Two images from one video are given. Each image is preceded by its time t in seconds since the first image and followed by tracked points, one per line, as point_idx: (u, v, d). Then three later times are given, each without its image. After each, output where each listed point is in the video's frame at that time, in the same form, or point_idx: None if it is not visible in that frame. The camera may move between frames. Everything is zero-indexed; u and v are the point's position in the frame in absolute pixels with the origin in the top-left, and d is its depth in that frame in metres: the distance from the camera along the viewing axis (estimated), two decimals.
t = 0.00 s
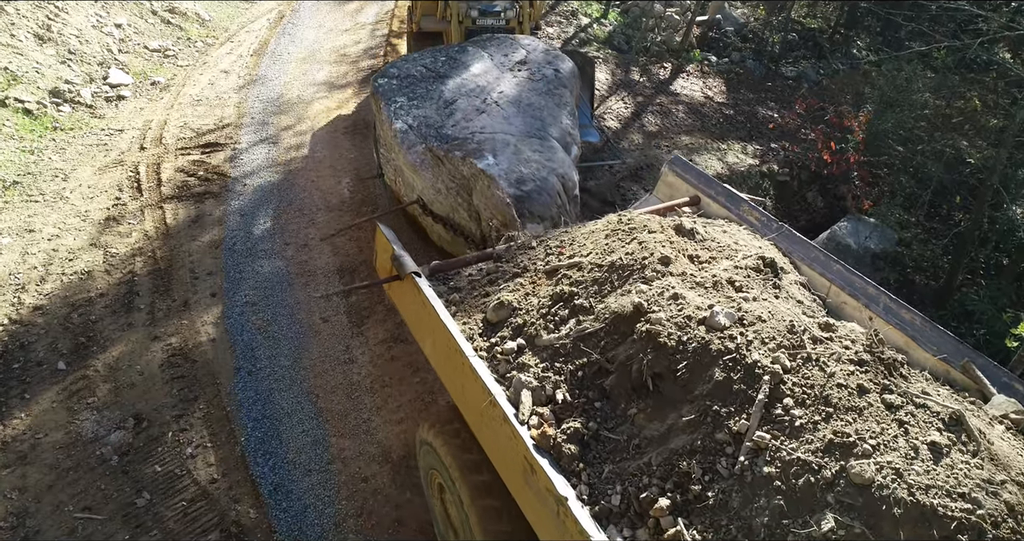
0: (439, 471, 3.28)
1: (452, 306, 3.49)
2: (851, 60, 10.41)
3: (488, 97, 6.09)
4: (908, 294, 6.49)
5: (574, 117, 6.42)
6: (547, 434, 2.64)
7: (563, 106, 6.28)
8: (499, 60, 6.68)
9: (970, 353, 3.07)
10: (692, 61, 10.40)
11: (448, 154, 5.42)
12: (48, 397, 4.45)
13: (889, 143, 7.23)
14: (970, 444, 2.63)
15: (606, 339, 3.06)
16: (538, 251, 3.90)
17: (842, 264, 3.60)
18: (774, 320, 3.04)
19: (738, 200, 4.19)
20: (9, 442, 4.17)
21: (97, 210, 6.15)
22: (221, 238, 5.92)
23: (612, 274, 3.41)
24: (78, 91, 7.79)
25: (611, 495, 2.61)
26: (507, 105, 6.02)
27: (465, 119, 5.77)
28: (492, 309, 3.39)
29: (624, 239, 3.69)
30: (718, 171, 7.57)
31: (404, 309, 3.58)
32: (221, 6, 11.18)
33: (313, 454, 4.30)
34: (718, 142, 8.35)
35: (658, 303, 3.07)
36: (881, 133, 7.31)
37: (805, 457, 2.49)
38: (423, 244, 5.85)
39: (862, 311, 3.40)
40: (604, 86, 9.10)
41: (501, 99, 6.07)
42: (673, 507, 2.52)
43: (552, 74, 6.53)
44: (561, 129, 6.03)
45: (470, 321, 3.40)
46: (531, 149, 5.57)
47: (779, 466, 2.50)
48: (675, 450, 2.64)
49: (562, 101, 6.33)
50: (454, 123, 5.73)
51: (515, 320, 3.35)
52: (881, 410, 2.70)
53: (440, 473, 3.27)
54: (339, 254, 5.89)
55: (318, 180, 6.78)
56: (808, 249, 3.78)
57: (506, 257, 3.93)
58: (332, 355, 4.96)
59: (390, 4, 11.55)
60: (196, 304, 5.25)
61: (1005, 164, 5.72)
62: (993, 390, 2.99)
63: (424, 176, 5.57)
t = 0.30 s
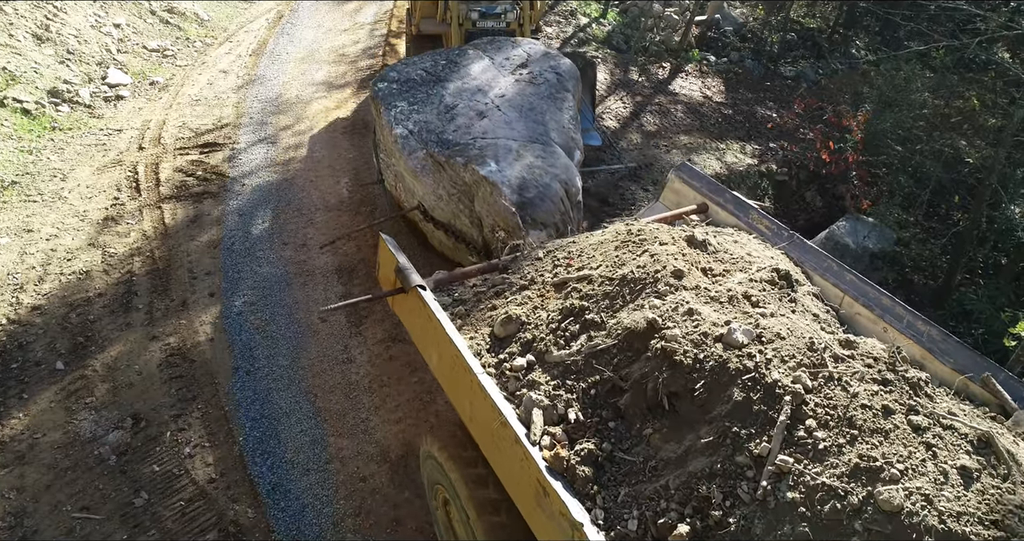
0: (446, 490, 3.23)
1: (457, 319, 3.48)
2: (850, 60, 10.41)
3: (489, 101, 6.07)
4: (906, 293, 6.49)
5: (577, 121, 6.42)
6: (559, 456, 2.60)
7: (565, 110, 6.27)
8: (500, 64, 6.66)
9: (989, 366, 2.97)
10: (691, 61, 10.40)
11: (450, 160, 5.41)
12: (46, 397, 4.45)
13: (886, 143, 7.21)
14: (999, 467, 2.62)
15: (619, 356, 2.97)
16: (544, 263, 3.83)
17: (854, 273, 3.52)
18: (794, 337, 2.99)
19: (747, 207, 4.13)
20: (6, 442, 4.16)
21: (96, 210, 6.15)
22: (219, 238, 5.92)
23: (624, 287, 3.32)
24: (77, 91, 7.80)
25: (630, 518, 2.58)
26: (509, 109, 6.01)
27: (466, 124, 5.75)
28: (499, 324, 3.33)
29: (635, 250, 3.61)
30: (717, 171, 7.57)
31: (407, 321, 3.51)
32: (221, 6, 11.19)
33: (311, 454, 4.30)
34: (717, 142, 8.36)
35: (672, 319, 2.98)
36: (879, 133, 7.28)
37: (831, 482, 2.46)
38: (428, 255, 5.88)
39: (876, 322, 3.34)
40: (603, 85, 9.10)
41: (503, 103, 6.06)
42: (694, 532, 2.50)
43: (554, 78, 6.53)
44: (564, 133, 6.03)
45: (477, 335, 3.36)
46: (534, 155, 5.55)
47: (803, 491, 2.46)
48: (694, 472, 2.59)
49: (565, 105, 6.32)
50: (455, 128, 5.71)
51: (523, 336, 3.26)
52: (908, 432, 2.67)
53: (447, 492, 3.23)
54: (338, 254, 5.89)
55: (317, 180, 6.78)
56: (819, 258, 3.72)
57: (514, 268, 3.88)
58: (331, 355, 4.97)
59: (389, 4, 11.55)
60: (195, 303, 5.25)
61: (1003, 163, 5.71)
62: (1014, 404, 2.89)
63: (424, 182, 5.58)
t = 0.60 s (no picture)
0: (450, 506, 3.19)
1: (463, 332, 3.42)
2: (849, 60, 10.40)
3: (491, 106, 6.06)
4: (905, 293, 6.49)
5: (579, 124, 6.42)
6: (574, 479, 2.54)
7: (568, 114, 6.27)
8: (501, 67, 6.65)
9: (1009, 379, 2.94)
10: (690, 61, 10.39)
11: (451, 166, 5.39)
12: (44, 396, 4.45)
13: (885, 142, 7.28)
14: None
15: (633, 375, 2.91)
16: (552, 275, 3.77)
17: (867, 283, 3.46)
18: (814, 355, 2.92)
19: (756, 215, 4.06)
20: (5, 442, 4.16)
21: (94, 210, 6.14)
22: (218, 238, 5.91)
23: (635, 301, 3.24)
24: (75, 91, 7.79)
25: None
26: (511, 114, 6.00)
27: (468, 129, 5.74)
28: (508, 339, 3.26)
29: (646, 261, 3.54)
30: (715, 170, 7.56)
31: (412, 336, 3.46)
32: (220, 6, 11.19)
33: (310, 453, 4.30)
34: (716, 142, 8.36)
35: (688, 336, 2.92)
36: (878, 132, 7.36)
37: (859, 507, 2.42)
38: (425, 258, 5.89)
39: (891, 334, 3.30)
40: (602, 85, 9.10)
41: (505, 108, 6.05)
42: None
43: (556, 82, 6.52)
44: (566, 138, 6.03)
45: (485, 350, 3.28)
46: (537, 160, 5.54)
47: (829, 517, 2.43)
48: (714, 497, 2.54)
49: (567, 109, 6.32)
50: (457, 134, 5.70)
51: (533, 352, 3.19)
52: (936, 455, 2.67)
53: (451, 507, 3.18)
54: (337, 254, 5.89)
55: (316, 179, 6.78)
56: (833, 267, 3.66)
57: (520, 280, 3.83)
58: (330, 355, 4.97)
59: (387, 3, 11.54)
60: (193, 303, 5.25)
61: (1001, 163, 5.73)
62: None
63: (425, 188, 5.55)
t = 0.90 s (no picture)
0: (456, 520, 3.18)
1: (471, 346, 3.42)
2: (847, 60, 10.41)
3: (493, 110, 6.04)
4: (904, 293, 6.49)
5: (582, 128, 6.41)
6: (590, 502, 2.53)
7: (570, 118, 6.26)
8: (502, 71, 6.63)
9: None
10: (689, 61, 10.39)
11: (453, 171, 5.37)
12: (42, 396, 4.45)
13: (884, 141, 7.26)
14: None
15: (649, 392, 2.89)
16: (562, 286, 3.75)
17: (883, 294, 3.43)
18: (837, 374, 2.88)
19: (767, 223, 4.06)
20: (3, 442, 4.16)
21: (93, 210, 6.14)
22: (217, 238, 5.91)
23: (650, 315, 3.22)
24: (73, 91, 7.78)
25: None
26: (513, 118, 5.99)
27: (470, 134, 5.72)
28: (518, 354, 3.24)
29: (660, 274, 3.52)
30: (714, 170, 7.55)
31: (419, 349, 3.43)
32: (219, 6, 11.19)
33: (308, 454, 4.29)
34: (715, 142, 8.35)
35: (706, 352, 2.90)
36: (877, 132, 7.35)
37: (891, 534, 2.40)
38: (427, 262, 5.89)
39: (907, 346, 3.25)
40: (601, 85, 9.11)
41: (507, 113, 6.03)
42: None
43: (559, 86, 6.52)
44: (570, 142, 6.02)
45: (495, 367, 3.26)
46: (541, 165, 5.53)
47: None
48: (736, 521, 2.51)
49: (570, 113, 6.31)
50: (458, 139, 5.68)
51: (545, 369, 3.16)
52: (967, 479, 2.62)
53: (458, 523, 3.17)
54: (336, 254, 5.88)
55: (315, 180, 6.78)
56: (846, 277, 3.62)
57: (530, 291, 3.83)
58: (329, 355, 4.96)
59: (387, 3, 11.54)
60: (192, 303, 5.24)
61: (1000, 163, 5.73)
62: None
63: (427, 194, 5.52)
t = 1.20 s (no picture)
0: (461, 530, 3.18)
1: (480, 362, 3.40)
2: (847, 59, 10.41)
3: (496, 115, 6.01)
4: (903, 293, 6.49)
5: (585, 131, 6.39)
6: (610, 527, 2.54)
7: (573, 123, 6.25)
8: (504, 74, 6.60)
9: None
10: (689, 61, 10.39)
11: (456, 178, 5.35)
12: (41, 397, 4.44)
13: (884, 141, 7.27)
14: None
15: (668, 412, 2.87)
16: (571, 299, 3.76)
17: (900, 305, 3.42)
18: (863, 393, 2.90)
19: (781, 232, 4.05)
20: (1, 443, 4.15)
21: (91, 210, 6.13)
22: (215, 237, 5.90)
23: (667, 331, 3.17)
24: (72, 90, 7.77)
25: None
26: (515, 123, 5.96)
27: (472, 139, 5.69)
28: (529, 371, 3.23)
29: (676, 287, 3.48)
30: (714, 170, 7.54)
31: (425, 363, 3.41)
32: (219, 6, 11.18)
33: (307, 454, 4.28)
34: (715, 141, 8.35)
35: (726, 371, 2.87)
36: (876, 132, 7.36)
37: None
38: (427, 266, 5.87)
39: (927, 358, 3.25)
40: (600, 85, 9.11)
41: (510, 117, 6.01)
42: None
43: (562, 90, 6.49)
44: (574, 147, 6.01)
45: (506, 383, 3.25)
46: (544, 171, 5.51)
47: None
48: None
49: (574, 118, 6.30)
50: (461, 144, 5.65)
51: (557, 387, 3.16)
52: (1004, 504, 2.61)
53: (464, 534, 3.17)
54: (335, 253, 5.88)
55: (314, 180, 6.77)
56: (862, 287, 3.61)
57: (538, 303, 3.82)
58: (327, 355, 4.95)
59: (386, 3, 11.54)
60: (190, 303, 5.23)
61: (999, 163, 5.72)
62: None
63: (429, 200, 5.51)
